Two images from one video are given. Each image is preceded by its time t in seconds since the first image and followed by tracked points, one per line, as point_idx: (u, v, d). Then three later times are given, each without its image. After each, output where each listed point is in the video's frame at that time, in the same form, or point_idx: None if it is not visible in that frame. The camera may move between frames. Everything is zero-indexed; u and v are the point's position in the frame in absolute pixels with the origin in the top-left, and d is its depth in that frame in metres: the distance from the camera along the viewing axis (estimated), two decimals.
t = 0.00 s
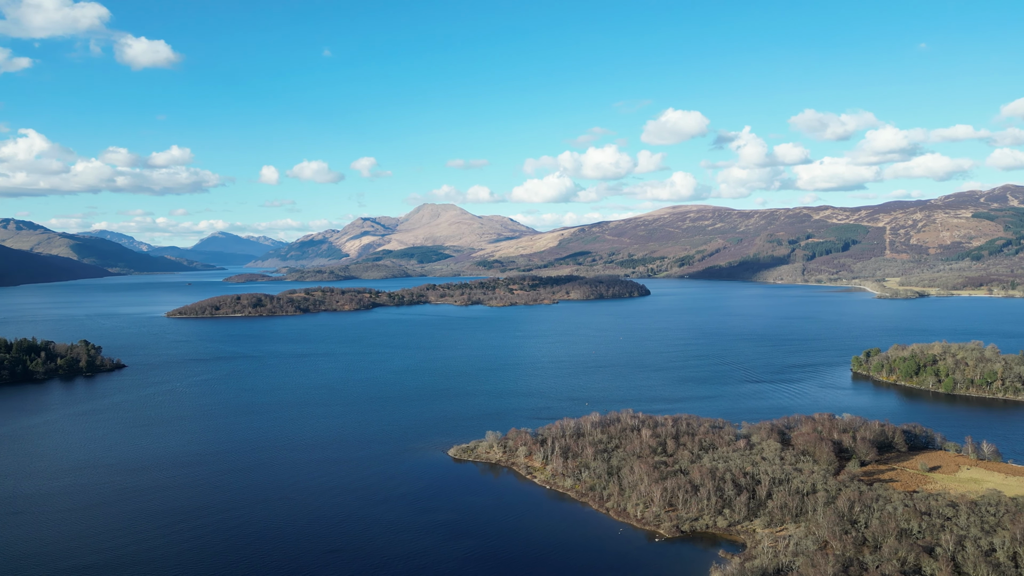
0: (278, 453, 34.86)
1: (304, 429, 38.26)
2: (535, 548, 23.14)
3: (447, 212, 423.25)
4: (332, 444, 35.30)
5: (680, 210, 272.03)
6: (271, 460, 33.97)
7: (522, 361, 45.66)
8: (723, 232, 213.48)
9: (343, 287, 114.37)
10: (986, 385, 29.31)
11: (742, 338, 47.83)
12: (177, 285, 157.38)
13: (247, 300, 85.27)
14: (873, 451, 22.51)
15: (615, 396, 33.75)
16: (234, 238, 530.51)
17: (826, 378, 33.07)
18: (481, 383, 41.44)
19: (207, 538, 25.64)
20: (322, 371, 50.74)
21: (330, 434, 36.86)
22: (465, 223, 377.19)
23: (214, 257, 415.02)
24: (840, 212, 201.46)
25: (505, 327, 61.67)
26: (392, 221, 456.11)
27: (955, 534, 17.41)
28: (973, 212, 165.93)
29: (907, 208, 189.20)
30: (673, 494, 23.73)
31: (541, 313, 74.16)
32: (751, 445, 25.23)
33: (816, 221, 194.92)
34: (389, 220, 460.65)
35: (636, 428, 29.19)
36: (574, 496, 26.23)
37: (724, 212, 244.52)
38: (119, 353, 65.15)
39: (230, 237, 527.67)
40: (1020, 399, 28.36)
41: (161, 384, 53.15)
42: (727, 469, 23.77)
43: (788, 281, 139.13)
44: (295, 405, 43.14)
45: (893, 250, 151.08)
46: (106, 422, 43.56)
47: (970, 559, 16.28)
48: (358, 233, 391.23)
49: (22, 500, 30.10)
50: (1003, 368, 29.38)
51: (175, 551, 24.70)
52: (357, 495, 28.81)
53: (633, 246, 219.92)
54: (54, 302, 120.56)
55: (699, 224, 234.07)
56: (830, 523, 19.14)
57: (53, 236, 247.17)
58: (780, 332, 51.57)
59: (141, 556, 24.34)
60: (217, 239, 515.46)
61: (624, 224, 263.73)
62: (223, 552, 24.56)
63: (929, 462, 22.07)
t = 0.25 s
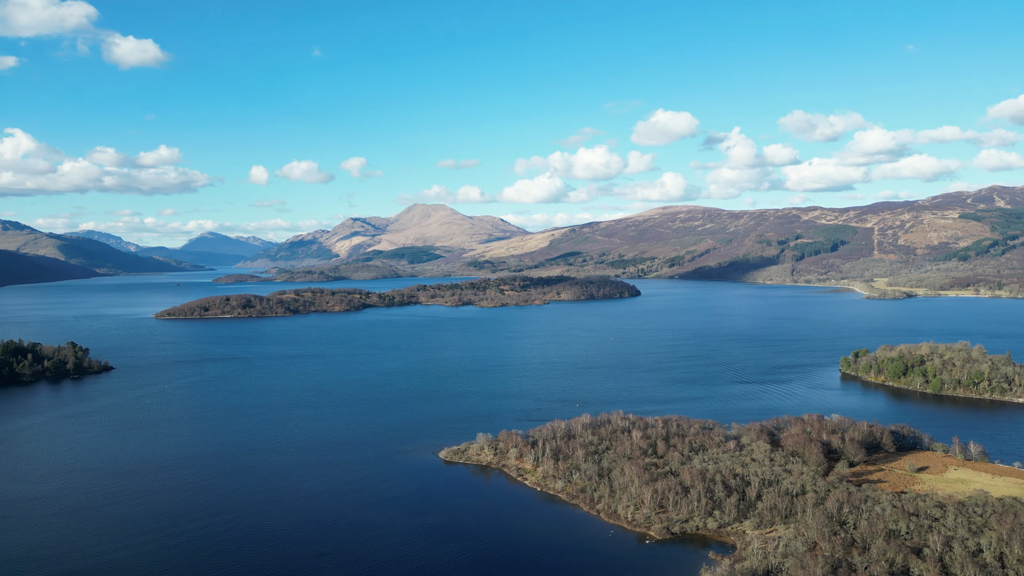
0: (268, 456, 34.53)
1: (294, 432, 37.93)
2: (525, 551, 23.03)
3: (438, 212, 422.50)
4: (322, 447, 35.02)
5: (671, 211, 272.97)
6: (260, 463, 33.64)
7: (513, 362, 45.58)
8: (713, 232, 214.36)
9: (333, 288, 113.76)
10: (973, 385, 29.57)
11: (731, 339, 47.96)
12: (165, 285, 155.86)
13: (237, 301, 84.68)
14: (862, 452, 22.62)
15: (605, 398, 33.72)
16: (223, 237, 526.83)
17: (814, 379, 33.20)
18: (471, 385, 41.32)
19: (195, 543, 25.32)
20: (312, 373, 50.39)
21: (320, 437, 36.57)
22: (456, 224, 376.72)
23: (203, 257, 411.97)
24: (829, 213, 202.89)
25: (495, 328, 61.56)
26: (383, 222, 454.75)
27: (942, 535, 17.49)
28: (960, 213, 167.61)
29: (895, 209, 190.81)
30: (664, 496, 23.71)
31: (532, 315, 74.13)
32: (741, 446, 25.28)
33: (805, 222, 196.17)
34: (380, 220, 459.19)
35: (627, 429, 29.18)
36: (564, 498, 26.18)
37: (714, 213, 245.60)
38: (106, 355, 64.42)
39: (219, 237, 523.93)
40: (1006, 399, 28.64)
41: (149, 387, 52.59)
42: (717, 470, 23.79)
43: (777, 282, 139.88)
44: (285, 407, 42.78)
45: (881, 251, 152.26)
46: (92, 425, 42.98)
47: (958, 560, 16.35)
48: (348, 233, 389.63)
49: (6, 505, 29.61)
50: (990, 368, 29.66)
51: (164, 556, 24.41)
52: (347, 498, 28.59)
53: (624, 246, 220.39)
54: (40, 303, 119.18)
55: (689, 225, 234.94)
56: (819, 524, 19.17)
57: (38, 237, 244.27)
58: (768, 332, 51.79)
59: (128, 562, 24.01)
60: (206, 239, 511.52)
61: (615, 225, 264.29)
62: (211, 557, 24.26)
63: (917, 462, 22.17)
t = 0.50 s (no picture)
0: (255, 459, 34.15)
1: (282, 434, 37.56)
2: (514, 555, 22.88)
3: (428, 212, 421.54)
4: (311, 450, 34.69)
5: (660, 211, 274.00)
6: (247, 467, 33.24)
7: (502, 363, 45.46)
8: (702, 232, 215.32)
9: (322, 288, 113.09)
10: (958, 385, 29.83)
11: (720, 340, 48.13)
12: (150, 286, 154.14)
13: (224, 302, 83.92)
14: (849, 453, 22.73)
15: (595, 400, 33.69)
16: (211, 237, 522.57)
17: (802, 380, 33.35)
18: (461, 386, 41.17)
19: (180, 548, 24.93)
20: (301, 375, 49.97)
21: (309, 440, 36.22)
22: (445, 224, 376.02)
23: (190, 258, 408.41)
24: (816, 213, 204.52)
25: (485, 329, 61.41)
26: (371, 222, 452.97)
27: (928, 535, 17.58)
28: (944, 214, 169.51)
29: (881, 209, 192.68)
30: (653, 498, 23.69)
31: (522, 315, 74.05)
32: (729, 448, 25.33)
33: (793, 223, 197.61)
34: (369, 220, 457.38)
35: (616, 431, 29.14)
36: (554, 500, 26.10)
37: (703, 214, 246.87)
38: (91, 357, 63.58)
39: (207, 237, 519.60)
40: (991, 399, 28.90)
41: (135, 389, 51.94)
42: (706, 472, 23.81)
43: (765, 282, 140.71)
44: (273, 410, 42.37)
45: (867, 251, 153.69)
46: (77, 429, 42.33)
47: (944, 561, 16.44)
48: (337, 233, 387.69)
49: None
50: (975, 369, 29.90)
51: (150, 561, 24.03)
52: (336, 502, 28.31)
53: (613, 247, 220.87)
54: (24, 304, 117.60)
55: (677, 225, 235.90)
56: (807, 526, 19.22)
57: (22, 236, 241.02)
58: (756, 333, 52.04)
59: (113, 568, 23.60)
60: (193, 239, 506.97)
61: (604, 225, 264.95)
62: (197, 562, 23.89)
63: (903, 463, 22.30)
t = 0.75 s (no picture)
0: (244, 462, 33.81)
1: (271, 437, 37.21)
2: (505, 558, 22.75)
3: (418, 213, 420.58)
4: (300, 453, 34.38)
5: (650, 212, 274.90)
6: (236, 469, 32.90)
7: (493, 364, 45.37)
8: (692, 233, 216.12)
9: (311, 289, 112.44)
10: (945, 386, 30.07)
11: (709, 341, 48.27)
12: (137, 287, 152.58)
13: (213, 303, 83.23)
14: (838, 454, 22.84)
15: (585, 401, 33.67)
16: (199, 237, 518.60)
17: (791, 380, 33.51)
18: (451, 388, 41.02)
19: (166, 552, 24.62)
20: (290, 377, 49.61)
21: (298, 442, 35.92)
22: (435, 224, 375.27)
23: (178, 258, 405.13)
24: (804, 214, 205.95)
25: (476, 330, 61.29)
26: (362, 223, 451.29)
27: (915, 536, 17.67)
28: (931, 215, 171.24)
29: (868, 210, 194.36)
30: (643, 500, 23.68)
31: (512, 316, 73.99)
32: (719, 449, 25.38)
33: (781, 223, 198.85)
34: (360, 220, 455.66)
35: (607, 433, 29.13)
36: (545, 502, 26.04)
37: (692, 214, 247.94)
38: (79, 359, 62.81)
39: (195, 237, 515.66)
40: (978, 400, 29.15)
41: (122, 391, 51.37)
42: (696, 473, 23.83)
43: (755, 282, 141.42)
44: (262, 412, 42.01)
45: (856, 251, 154.95)
46: (62, 432, 41.77)
47: (931, 562, 16.52)
48: (327, 233, 385.82)
49: None
50: (962, 369, 30.16)
51: (137, 566, 23.72)
52: (325, 505, 28.06)
53: (603, 247, 221.25)
54: (8, 305, 116.08)
55: (667, 226, 236.75)
56: (796, 527, 19.24)
57: (7, 237, 238.11)
58: (746, 333, 52.24)
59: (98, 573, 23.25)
60: (181, 240, 502.86)
61: (594, 226, 265.46)
62: (184, 566, 23.59)
63: (891, 463, 22.43)
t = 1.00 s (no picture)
0: (230, 466, 33.38)
1: (257, 440, 36.78)
2: (493, 561, 22.61)
3: (407, 213, 419.24)
4: (287, 456, 34.00)
5: (638, 212, 275.89)
6: (222, 473, 32.47)
7: (481, 366, 45.24)
8: (680, 233, 217.08)
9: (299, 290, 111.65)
10: (930, 386, 30.36)
11: (697, 341, 48.41)
12: (122, 288, 150.68)
13: (199, 304, 82.42)
14: (824, 455, 22.95)
15: (574, 402, 33.62)
16: (186, 237, 513.58)
17: (778, 381, 33.68)
18: (440, 390, 40.83)
19: (150, 558, 24.22)
20: (278, 379, 49.12)
21: (285, 445, 35.52)
22: (424, 224, 374.28)
23: (164, 258, 401.26)
24: (791, 215, 207.53)
25: (464, 331, 61.12)
26: (350, 223, 449.05)
27: (901, 537, 17.75)
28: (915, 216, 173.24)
29: (854, 211, 196.28)
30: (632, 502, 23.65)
31: (501, 317, 73.92)
32: (707, 450, 25.42)
33: (768, 224, 200.27)
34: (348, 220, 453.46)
35: (595, 435, 29.08)
36: (534, 505, 25.94)
37: (680, 215, 249.12)
38: (62, 362, 61.84)
39: (182, 238, 510.77)
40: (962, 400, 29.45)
41: (106, 394, 50.61)
42: (684, 475, 23.84)
43: (743, 282, 142.27)
44: (248, 415, 41.54)
45: (842, 251, 156.31)
46: (44, 435, 41.03)
47: (917, 563, 16.60)
48: (315, 233, 383.57)
49: None
50: (946, 370, 30.47)
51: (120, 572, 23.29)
52: (312, 509, 27.75)
53: (592, 248, 221.75)
54: None
55: (655, 227, 237.65)
56: (783, 529, 19.26)
57: None
58: (733, 334, 52.45)
59: None
60: (167, 240, 497.69)
61: (583, 226, 265.96)
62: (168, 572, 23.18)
63: (877, 464, 22.57)
